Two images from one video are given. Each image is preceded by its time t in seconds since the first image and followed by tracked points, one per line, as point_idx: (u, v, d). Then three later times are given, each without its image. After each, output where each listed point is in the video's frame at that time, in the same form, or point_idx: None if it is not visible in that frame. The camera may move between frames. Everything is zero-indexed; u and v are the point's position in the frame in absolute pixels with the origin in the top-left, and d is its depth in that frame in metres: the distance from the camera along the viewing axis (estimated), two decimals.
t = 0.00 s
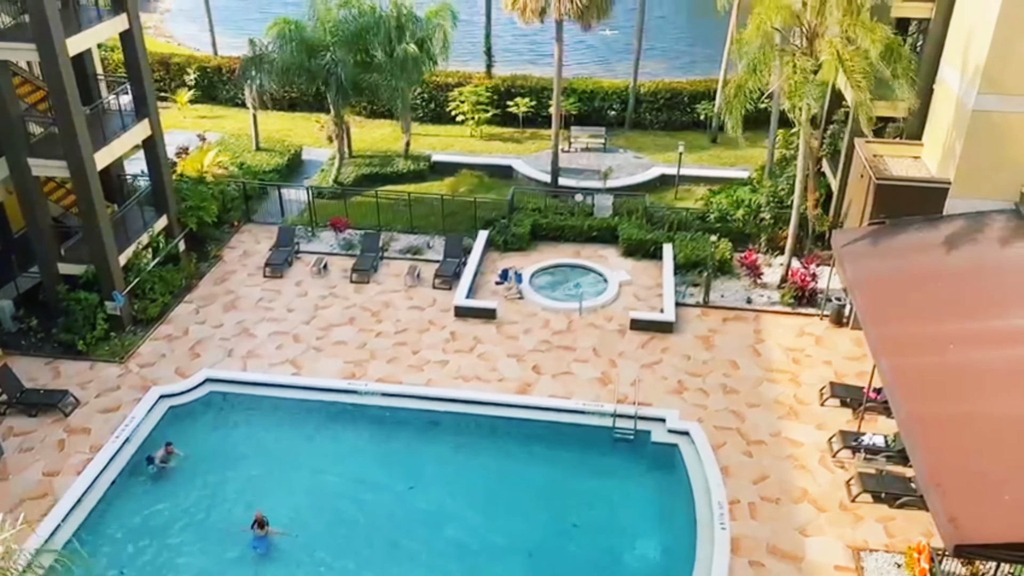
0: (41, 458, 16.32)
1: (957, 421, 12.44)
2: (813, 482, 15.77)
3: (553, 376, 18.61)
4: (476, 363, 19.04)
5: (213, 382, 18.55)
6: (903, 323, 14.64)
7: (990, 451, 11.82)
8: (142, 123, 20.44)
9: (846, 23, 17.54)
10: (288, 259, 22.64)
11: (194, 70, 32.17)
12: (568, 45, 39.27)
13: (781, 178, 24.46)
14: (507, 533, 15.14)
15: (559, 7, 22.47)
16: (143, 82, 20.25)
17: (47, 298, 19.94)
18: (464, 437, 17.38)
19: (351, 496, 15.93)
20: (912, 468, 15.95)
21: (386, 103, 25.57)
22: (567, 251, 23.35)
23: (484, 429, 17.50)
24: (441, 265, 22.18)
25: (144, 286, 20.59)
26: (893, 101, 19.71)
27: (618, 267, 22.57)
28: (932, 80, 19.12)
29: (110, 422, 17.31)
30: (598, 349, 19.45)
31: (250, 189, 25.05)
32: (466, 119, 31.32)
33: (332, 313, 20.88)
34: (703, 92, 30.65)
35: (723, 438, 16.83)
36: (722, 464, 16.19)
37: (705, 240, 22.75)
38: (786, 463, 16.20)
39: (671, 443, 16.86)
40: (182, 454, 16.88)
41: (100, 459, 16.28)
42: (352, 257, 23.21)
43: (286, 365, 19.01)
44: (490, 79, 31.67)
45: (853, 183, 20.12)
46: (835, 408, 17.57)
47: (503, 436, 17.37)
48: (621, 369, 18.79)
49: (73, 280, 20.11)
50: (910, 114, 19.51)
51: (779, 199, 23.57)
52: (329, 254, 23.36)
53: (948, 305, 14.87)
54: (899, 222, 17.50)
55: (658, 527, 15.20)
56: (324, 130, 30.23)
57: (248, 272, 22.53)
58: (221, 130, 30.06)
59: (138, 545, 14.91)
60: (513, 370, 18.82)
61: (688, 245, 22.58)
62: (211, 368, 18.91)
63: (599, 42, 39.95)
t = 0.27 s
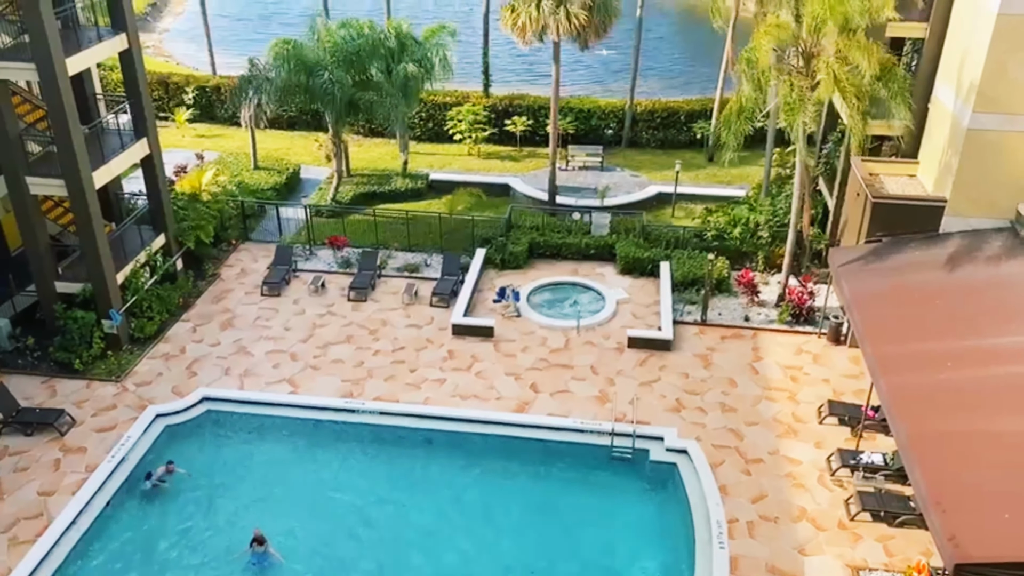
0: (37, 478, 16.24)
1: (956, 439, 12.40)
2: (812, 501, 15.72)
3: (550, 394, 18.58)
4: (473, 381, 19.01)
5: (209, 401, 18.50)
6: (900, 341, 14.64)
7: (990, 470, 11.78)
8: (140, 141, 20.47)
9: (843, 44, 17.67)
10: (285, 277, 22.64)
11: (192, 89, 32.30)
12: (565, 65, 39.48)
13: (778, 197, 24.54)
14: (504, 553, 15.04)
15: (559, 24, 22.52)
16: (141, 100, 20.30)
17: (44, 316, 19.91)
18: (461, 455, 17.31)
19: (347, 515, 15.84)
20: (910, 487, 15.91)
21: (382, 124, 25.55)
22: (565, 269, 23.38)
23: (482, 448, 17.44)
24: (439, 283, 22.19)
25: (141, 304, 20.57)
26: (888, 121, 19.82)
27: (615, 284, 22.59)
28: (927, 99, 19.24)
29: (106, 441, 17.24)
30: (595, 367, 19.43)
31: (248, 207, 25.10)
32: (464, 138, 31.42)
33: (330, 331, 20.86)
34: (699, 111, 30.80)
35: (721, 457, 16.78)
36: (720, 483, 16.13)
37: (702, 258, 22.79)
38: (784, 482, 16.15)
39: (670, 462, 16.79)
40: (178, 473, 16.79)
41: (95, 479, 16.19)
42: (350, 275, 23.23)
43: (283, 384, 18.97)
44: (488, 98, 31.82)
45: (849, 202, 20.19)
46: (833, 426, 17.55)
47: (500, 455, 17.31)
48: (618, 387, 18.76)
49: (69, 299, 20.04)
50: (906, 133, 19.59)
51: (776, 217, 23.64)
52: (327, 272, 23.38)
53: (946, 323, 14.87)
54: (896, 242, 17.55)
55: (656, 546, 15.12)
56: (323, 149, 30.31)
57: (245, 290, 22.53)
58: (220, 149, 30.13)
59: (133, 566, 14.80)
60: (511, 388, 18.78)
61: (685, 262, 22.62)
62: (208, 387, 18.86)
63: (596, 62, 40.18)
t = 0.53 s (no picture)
0: (32, 498, 16.15)
1: (955, 457, 12.35)
2: (811, 519, 15.65)
3: (548, 412, 18.52)
4: (471, 399, 18.96)
5: (206, 420, 18.43)
6: (899, 359, 14.63)
7: (990, 487, 11.72)
8: (139, 160, 20.51)
9: (839, 63, 17.80)
10: (283, 295, 22.63)
11: (191, 108, 32.42)
12: (562, 85, 39.69)
13: (775, 215, 24.58)
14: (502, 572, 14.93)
15: (557, 43, 22.64)
16: (139, 119, 20.37)
17: (41, 335, 19.86)
18: (459, 474, 17.23)
19: (344, 535, 15.73)
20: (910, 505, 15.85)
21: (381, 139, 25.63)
22: (562, 287, 23.39)
23: (480, 467, 17.36)
24: (437, 301, 22.19)
25: (138, 322, 20.55)
26: (884, 139, 19.91)
27: (613, 302, 22.60)
28: (923, 118, 19.33)
29: (102, 460, 17.16)
30: (594, 385, 19.39)
31: (246, 226, 25.14)
32: (462, 156, 31.51)
33: (327, 349, 20.82)
34: (696, 130, 30.93)
35: (720, 475, 16.72)
36: (719, 502, 16.06)
37: (700, 276, 22.79)
38: (783, 500, 16.08)
39: (669, 480, 16.72)
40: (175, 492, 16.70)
41: (91, 498, 16.09)
42: (348, 293, 23.22)
43: (281, 403, 18.91)
44: (486, 117, 31.95)
45: (846, 220, 20.24)
46: (832, 444, 17.50)
47: (498, 473, 17.23)
48: (617, 406, 18.71)
49: (67, 317, 20.00)
50: (903, 151, 19.65)
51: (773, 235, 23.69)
52: (324, 290, 23.37)
53: (944, 340, 14.85)
54: (895, 261, 17.58)
55: (655, 565, 15.02)
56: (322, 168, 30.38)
57: (243, 308, 22.51)
58: (218, 168, 30.19)
59: None
60: (509, 406, 18.72)
61: (683, 280, 22.64)
62: (205, 406, 18.80)
63: (593, 81, 40.39)
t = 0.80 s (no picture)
0: (29, 518, 16.06)
1: (956, 475, 12.31)
2: (810, 538, 15.58)
3: (547, 431, 18.47)
4: (470, 418, 18.91)
5: (204, 439, 18.36)
6: (897, 377, 14.62)
7: (990, 506, 11.67)
8: (138, 179, 20.56)
9: (836, 82, 17.95)
10: (281, 314, 22.62)
11: (191, 128, 32.52)
12: (560, 105, 39.88)
13: (772, 233, 24.66)
14: None
15: (554, 63, 22.75)
16: (139, 138, 20.45)
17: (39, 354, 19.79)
18: (458, 493, 17.16)
19: (341, 555, 15.63)
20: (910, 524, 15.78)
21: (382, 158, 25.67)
22: (561, 305, 23.40)
23: (479, 485, 17.29)
24: (436, 319, 22.19)
25: (137, 341, 20.53)
26: (880, 158, 19.99)
27: (611, 320, 22.60)
28: (919, 137, 19.43)
29: (99, 479, 17.08)
30: (593, 404, 19.35)
31: (244, 245, 25.17)
32: (460, 175, 31.60)
33: (326, 368, 20.78)
34: (693, 149, 31.06)
35: (720, 494, 16.66)
36: (718, 521, 15.99)
37: (698, 294, 22.84)
38: (783, 519, 16.01)
39: (668, 499, 16.66)
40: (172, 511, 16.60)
41: (87, 518, 16.00)
42: (346, 312, 23.22)
43: (278, 422, 18.85)
44: (484, 136, 32.07)
45: (843, 238, 20.29)
46: (831, 462, 17.46)
47: (497, 493, 17.16)
48: (616, 424, 18.66)
49: (64, 336, 19.97)
50: (899, 170, 19.73)
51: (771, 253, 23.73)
52: (323, 308, 23.38)
53: (943, 358, 14.84)
54: (894, 279, 17.60)
55: None
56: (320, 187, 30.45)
57: (241, 327, 22.49)
58: (217, 187, 30.26)
59: None
60: (508, 425, 18.67)
61: (681, 298, 22.66)
62: (203, 425, 18.73)
63: (591, 101, 40.59)
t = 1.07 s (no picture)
0: (24, 539, 15.95)
1: (956, 495, 12.24)
2: (811, 558, 15.48)
3: (546, 451, 18.40)
4: (468, 437, 18.85)
5: (201, 459, 18.29)
6: (896, 396, 14.58)
7: (991, 525, 11.59)
8: (138, 199, 20.58)
9: (831, 101, 17.96)
10: (280, 333, 22.59)
11: (190, 147, 32.60)
12: (559, 125, 40.06)
13: (771, 252, 24.68)
14: None
15: (552, 82, 22.94)
16: (139, 158, 20.48)
17: (36, 374, 19.73)
18: (456, 513, 17.06)
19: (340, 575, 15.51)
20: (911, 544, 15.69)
21: (381, 178, 25.69)
22: (559, 323, 23.38)
23: (477, 505, 17.20)
24: (434, 338, 22.16)
25: (134, 360, 20.40)
26: (878, 176, 20.04)
27: (610, 339, 22.58)
28: (915, 156, 19.50)
29: (95, 500, 16.99)
30: (592, 423, 19.28)
31: (243, 264, 25.17)
32: (459, 194, 31.65)
33: (324, 387, 20.73)
34: (691, 168, 31.16)
35: (719, 514, 16.57)
36: (718, 541, 15.90)
37: (697, 312, 22.82)
38: (783, 539, 15.92)
39: (668, 519, 16.58)
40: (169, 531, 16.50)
41: (83, 539, 15.90)
42: (344, 330, 23.19)
43: (276, 442, 18.78)
44: (483, 155, 32.16)
45: (842, 256, 20.29)
46: (831, 482, 17.38)
47: (496, 512, 17.06)
48: (615, 443, 18.60)
49: (61, 356, 19.93)
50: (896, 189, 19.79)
51: (769, 272, 23.75)
52: (321, 327, 23.35)
53: (942, 376, 14.80)
54: (893, 298, 17.59)
55: None
56: (319, 206, 30.49)
57: (239, 346, 22.46)
58: (217, 206, 30.33)
59: None
60: (507, 445, 18.59)
61: (680, 317, 22.65)
62: (200, 445, 18.66)
63: (589, 120, 40.76)
